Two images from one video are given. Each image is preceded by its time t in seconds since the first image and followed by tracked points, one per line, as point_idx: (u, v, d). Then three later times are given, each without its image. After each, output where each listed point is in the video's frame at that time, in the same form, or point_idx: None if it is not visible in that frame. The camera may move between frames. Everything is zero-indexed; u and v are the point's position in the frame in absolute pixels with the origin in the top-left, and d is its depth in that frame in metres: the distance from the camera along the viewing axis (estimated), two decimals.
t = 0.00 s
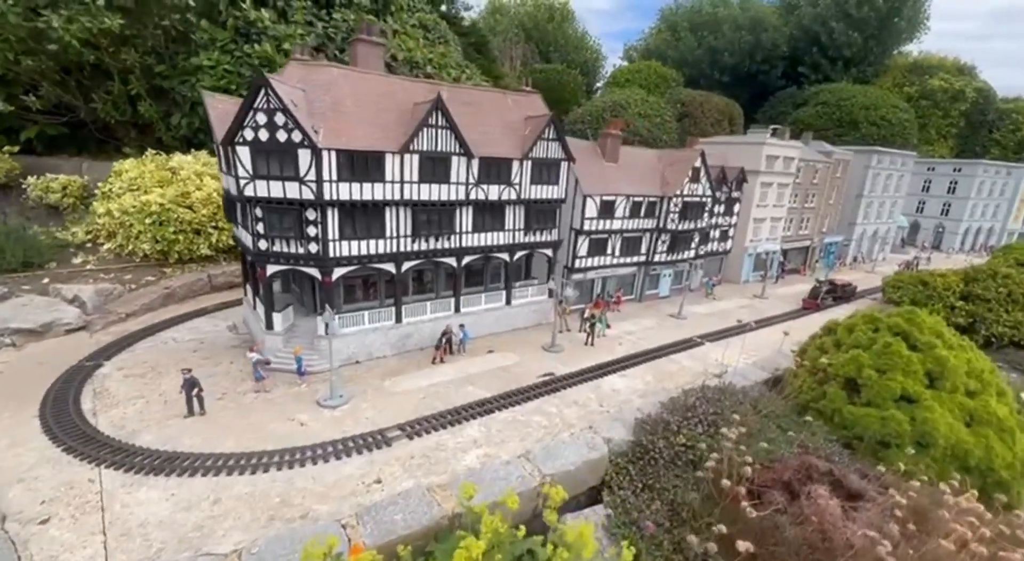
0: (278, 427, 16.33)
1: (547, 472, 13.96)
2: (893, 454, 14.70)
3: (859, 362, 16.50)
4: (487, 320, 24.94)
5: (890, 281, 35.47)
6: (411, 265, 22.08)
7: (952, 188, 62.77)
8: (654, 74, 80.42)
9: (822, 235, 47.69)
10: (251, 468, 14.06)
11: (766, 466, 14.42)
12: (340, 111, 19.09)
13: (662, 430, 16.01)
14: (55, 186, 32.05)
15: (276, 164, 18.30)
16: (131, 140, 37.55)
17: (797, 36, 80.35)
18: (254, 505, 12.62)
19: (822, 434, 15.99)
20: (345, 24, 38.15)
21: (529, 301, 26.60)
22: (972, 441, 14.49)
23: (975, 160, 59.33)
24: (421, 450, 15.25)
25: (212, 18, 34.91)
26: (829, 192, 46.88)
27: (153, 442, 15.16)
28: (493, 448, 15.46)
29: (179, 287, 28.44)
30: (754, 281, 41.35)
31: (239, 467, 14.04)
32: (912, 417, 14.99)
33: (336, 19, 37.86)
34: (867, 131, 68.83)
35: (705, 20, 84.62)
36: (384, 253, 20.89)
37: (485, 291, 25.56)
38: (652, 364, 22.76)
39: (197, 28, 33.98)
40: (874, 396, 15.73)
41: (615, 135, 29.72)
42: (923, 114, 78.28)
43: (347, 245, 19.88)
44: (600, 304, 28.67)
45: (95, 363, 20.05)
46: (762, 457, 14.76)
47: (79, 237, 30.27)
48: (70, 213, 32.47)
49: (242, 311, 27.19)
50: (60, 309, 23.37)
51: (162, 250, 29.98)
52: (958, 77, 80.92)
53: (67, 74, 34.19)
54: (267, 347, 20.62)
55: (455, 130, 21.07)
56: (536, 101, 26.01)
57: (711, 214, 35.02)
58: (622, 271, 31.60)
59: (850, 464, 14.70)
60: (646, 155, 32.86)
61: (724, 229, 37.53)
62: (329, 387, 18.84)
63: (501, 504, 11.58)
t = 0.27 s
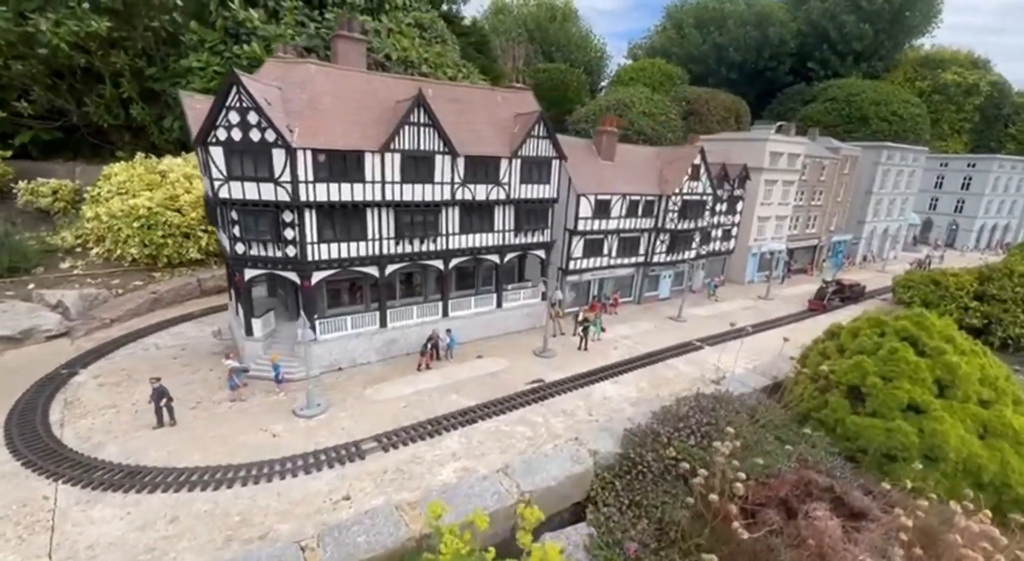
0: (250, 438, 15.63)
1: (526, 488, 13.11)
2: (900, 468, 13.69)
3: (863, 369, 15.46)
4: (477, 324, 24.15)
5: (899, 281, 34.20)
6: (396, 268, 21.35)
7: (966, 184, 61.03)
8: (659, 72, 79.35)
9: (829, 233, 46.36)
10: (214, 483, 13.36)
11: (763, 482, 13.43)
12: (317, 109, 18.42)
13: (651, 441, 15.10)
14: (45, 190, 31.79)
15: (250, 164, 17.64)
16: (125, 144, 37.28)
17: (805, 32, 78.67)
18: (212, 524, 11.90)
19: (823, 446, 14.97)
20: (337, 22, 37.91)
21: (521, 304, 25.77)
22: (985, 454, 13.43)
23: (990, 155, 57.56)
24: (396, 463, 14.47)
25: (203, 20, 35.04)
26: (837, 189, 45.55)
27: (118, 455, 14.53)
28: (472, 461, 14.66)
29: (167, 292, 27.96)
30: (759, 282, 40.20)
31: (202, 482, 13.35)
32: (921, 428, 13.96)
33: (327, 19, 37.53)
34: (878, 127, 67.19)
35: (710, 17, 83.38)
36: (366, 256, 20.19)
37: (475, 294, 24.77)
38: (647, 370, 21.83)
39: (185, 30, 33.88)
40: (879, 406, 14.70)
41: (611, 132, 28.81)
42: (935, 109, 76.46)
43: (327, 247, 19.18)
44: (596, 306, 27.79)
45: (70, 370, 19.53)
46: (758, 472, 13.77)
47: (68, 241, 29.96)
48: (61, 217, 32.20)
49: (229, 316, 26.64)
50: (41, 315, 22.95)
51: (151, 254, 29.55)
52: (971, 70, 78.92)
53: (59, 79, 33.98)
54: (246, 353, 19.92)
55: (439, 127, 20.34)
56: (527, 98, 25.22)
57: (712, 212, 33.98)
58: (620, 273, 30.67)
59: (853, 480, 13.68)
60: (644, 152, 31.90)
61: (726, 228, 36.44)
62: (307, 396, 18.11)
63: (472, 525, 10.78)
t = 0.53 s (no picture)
0: (228, 444, 15.31)
1: (506, 497, 12.58)
2: (902, 479, 12.99)
3: (863, 374, 14.72)
4: (469, 326, 23.69)
5: (910, 281, 33.13)
6: (385, 269, 20.96)
7: (983, 181, 59.43)
8: (665, 69, 78.38)
9: (838, 232, 45.22)
10: (187, 491, 13.03)
11: (755, 492, 12.79)
12: (300, 108, 18.11)
13: (640, 448, 14.52)
14: (44, 193, 31.92)
15: (232, 164, 17.35)
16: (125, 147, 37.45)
17: (816, 27, 77.36)
18: (180, 533, 11.56)
19: (821, 454, 14.26)
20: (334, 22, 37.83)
21: (515, 306, 25.25)
22: (993, 464, 12.66)
23: (1007, 150, 55.88)
24: (375, 471, 14.04)
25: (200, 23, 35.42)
26: (846, 186, 44.44)
27: (93, 460, 14.27)
28: (453, 469, 14.19)
29: (162, 294, 27.88)
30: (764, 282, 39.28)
31: (174, 490, 13.02)
32: (924, 437, 13.22)
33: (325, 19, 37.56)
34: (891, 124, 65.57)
35: (719, 12, 82.37)
36: (354, 257, 19.83)
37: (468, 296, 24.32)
38: (643, 373, 21.21)
39: (183, 32, 34.10)
40: (881, 413, 13.97)
41: (608, 129, 28.25)
42: (950, 104, 74.57)
43: (312, 249, 18.85)
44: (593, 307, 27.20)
45: (57, 374, 19.40)
46: (750, 481, 13.12)
47: (66, 244, 30.05)
48: (60, 220, 32.36)
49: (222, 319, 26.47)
50: (32, 317, 22.93)
51: (147, 256, 29.54)
52: (988, 64, 76.94)
53: (59, 82, 34.20)
54: (232, 356, 19.62)
55: (427, 125, 19.93)
56: (520, 95, 24.75)
57: (714, 210, 33.23)
58: (619, 273, 30.05)
59: (852, 491, 12.98)
60: (644, 150, 31.27)
61: (729, 227, 35.65)
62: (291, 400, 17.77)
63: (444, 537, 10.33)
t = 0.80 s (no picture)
0: (212, 442, 15.31)
1: (484, 500, 12.40)
2: (895, 484, 12.54)
3: (856, 374, 14.28)
4: (462, 326, 23.54)
5: (918, 280, 32.31)
6: (375, 268, 20.90)
7: (999, 177, 57.83)
8: (673, 67, 77.70)
9: (847, 230, 44.32)
10: (166, 489, 13.01)
11: (740, 496, 12.41)
12: (288, 107, 18.10)
13: (626, 449, 14.22)
14: (49, 195, 32.41)
15: (219, 164, 17.39)
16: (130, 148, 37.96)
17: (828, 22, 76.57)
18: (154, 532, 11.54)
19: (811, 458, 13.85)
20: (334, 22, 38.09)
21: (509, 305, 25.04)
22: (990, 469, 12.14)
23: None
24: (355, 471, 13.93)
25: (201, 24, 35.74)
26: (854, 183, 43.56)
27: (77, 458, 14.36)
28: (433, 470, 14.04)
29: (161, 293, 28.13)
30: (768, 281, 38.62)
31: (153, 488, 13.01)
32: (918, 440, 12.75)
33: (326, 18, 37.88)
34: (905, 120, 64.14)
35: (728, 10, 81.92)
36: (343, 256, 19.78)
37: (462, 295, 24.16)
38: (636, 373, 20.88)
39: (184, 34, 34.46)
40: (873, 416, 13.53)
41: (605, 126, 27.90)
42: (967, 99, 72.78)
43: (301, 248, 18.83)
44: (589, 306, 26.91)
45: (52, 372, 19.61)
46: (736, 485, 12.76)
47: (69, 244, 30.51)
48: (65, 220, 32.88)
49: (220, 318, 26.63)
50: (32, 316, 23.26)
51: (147, 256, 29.87)
52: (1007, 58, 74.99)
53: (65, 85, 34.75)
54: (223, 355, 19.70)
55: (416, 123, 19.82)
56: (514, 92, 24.53)
57: (715, 208, 32.69)
58: (617, 272, 29.69)
59: (841, 496, 12.55)
60: (643, 147, 30.84)
61: (732, 226, 35.09)
62: (278, 399, 17.76)
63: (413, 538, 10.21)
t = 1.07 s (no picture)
0: (201, 436, 15.60)
1: (459, 496, 12.47)
2: (878, 486, 12.30)
3: (843, 375, 14.05)
4: (456, 324, 23.64)
5: (925, 280, 31.60)
6: (368, 267, 21.08)
7: (1018, 176, 56.34)
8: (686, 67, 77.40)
9: (855, 230, 43.58)
10: (152, 481, 13.30)
11: (718, 496, 12.27)
12: (280, 107, 18.37)
13: (607, 448, 14.16)
14: (61, 195, 33.29)
15: (213, 163, 17.73)
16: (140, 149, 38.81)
17: (842, 18, 74.80)
18: (136, 522, 11.81)
19: (795, 459, 13.65)
20: (337, 24, 38.60)
21: (504, 303, 25.05)
22: (977, 473, 11.81)
23: None
24: (337, 466, 14.09)
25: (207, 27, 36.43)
26: (862, 182, 42.86)
27: (70, 450, 14.76)
28: (414, 466, 14.15)
29: (165, 291, 28.72)
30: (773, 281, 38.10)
31: (139, 480, 13.30)
32: (902, 442, 12.49)
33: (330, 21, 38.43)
34: (922, 118, 62.72)
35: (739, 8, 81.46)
36: (335, 254, 20.01)
37: (456, 294, 24.26)
38: (627, 372, 20.78)
39: (192, 37, 35.24)
40: (858, 417, 13.30)
41: (603, 125, 27.76)
42: (987, 95, 71.06)
43: (293, 246, 19.09)
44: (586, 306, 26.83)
45: (54, 366, 20.16)
46: (715, 485, 12.61)
47: (79, 243, 31.33)
48: (76, 220, 33.76)
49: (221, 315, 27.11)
50: (38, 312, 23.93)
51: (153, 254, 30.53)
52: None
53: (77, 88, 35.68)
54: (218, 351, 20.02)
55: (407, 122, 19.99)
56: (509, 91, 24.56)
57: (716, 207, 32.35)
58: (615, 271, 29.55)
59: (823, 498, 12.34)
60: (643, 147, 30.61)
61: (734, 225, 34.71)
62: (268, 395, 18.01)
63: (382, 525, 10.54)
